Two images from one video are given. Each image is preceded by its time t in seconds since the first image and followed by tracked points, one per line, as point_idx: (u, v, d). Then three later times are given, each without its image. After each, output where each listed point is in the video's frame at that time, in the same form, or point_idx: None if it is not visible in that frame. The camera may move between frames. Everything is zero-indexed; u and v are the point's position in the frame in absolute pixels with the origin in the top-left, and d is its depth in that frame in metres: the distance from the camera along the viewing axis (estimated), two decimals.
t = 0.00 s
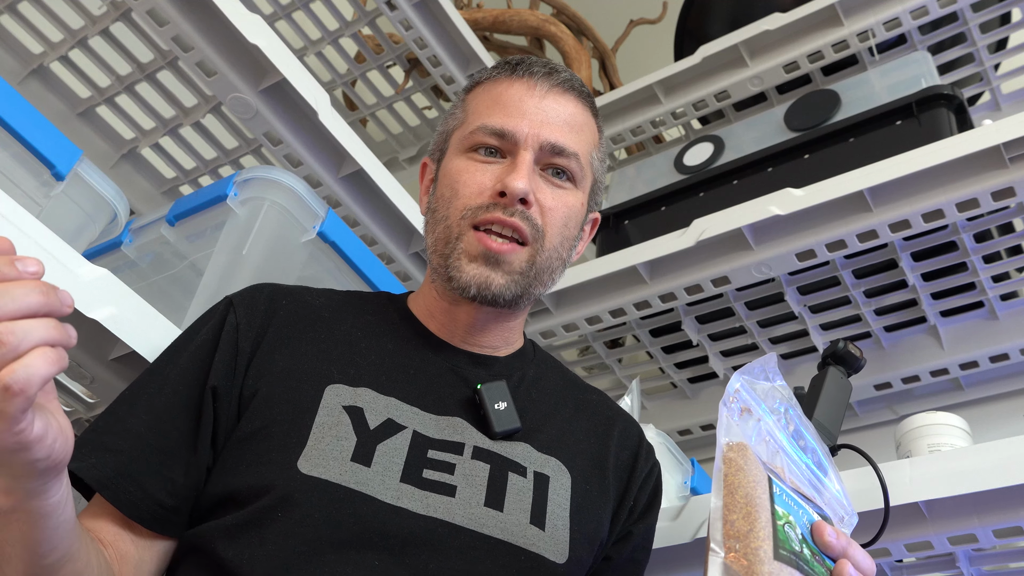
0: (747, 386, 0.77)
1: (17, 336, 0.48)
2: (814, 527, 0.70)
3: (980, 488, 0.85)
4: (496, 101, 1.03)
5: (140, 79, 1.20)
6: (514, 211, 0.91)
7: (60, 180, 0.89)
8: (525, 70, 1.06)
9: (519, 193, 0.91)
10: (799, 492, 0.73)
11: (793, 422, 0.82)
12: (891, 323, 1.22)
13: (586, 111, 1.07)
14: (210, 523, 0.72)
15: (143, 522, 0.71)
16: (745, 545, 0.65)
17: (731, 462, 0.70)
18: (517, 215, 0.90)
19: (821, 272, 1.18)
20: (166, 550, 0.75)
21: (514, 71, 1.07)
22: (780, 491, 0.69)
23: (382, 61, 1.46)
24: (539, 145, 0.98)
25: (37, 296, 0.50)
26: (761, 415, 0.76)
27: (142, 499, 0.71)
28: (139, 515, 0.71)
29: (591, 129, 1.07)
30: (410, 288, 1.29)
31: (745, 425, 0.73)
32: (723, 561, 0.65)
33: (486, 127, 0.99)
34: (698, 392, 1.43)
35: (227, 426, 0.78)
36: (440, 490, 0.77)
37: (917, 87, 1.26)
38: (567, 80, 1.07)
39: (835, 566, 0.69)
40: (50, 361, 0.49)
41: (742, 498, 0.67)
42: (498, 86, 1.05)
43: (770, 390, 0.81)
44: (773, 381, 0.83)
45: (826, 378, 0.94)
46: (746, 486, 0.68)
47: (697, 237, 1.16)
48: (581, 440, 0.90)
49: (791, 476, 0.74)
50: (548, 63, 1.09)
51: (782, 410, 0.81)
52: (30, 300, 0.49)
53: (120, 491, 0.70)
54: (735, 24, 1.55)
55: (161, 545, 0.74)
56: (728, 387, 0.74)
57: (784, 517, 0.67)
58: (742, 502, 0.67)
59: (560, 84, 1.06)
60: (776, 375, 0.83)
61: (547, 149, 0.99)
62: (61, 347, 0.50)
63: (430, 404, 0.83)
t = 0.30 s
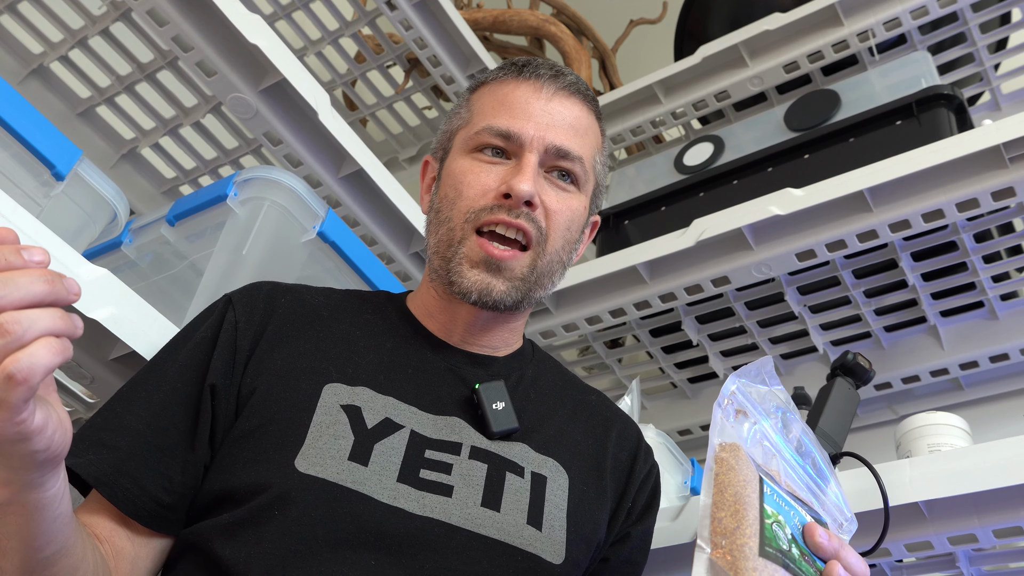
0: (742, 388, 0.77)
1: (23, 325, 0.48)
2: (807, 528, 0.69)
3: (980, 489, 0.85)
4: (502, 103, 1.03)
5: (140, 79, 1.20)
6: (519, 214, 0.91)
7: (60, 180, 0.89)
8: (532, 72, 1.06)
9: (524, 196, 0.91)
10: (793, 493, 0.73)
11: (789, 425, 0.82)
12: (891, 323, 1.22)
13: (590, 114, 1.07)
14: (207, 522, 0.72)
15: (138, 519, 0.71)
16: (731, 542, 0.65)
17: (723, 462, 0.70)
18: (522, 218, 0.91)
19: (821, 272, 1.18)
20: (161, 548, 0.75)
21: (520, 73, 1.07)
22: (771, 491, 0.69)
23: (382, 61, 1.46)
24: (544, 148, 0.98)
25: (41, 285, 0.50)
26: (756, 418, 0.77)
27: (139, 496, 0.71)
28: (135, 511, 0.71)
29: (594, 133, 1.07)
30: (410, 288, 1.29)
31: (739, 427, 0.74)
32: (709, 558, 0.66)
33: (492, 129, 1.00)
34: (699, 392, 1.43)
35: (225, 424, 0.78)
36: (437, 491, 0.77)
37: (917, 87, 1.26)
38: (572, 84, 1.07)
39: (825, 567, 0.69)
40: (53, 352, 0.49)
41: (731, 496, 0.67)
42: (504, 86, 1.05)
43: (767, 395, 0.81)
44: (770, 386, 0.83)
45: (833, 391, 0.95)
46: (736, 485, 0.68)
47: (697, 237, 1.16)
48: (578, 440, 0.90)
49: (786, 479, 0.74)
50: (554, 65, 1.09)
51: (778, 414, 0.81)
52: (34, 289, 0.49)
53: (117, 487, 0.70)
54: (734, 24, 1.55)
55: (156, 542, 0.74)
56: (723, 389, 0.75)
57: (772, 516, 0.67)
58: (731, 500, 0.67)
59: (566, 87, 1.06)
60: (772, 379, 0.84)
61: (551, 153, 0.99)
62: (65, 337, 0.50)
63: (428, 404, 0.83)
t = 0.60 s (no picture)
0: (745, 383, 0.77)
1: (36, 323, 0.47)
2: (808, 518, 0.70)
3: (980, 489, 0.85)
4: (511, 106, 1.03)
5: (140, 79, 1.20)
6: (527, 217, 0.91)
7: (60, 180, 0.89)
8: (541, 76, 1.06)
9: (532, 200, 0.91)
10: (797, 487, 0.73)
11: (792, 419, 0.82)
12: (891, 323, 1.22)
13: (597, 120, 1.07)
14: (211, 523, 0.72)
15: (142, 520, 0.71)
16: (733, 528, 0.65)
17: (725, 452, 0.70)
18: (530, 221, 0.91)
19: (821, 272, 1.18)
20: (164, 549, 0.74)
21: (529, 76, 1.07)
22: (774, 481, 0.69)
23: (381, 61, 1.46)
24: (552, 153, 0.99)
25: (56, 282, 0.48)
26: (760, 412, 0.77)
27: (143, 497, 0.71)
28: (138, 512, 0.71)
29: (601, 139, 1.07)
30: (410, 288, 1.29)
31: (742, 420, 0.74)
32: (712, 544, 0.66)
33: (501, 132, 1.00)
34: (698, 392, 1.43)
35: (228, 426, 0.78)
36: (440, 493, 0.77)
37: (917, 87, 1.26)
38: (581, 89, 1.08)
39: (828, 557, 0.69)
40: (67, 350, 0.48)
41: (733, 484, 0.67)
42: (513, 89, 1.05)
43: (771, 389, 0.82)
44: (774, 380, 0.83)
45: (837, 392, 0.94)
46: (739, 473, 0.68)
47: (696, 237, 1.16)
48: (579, 440, 0.90)
49: (790, 472, 0.74)
50: (563, 70, 1.09)
51: (781, 408, 0.81)
52: (49, 286, 0.48)
53: (121, 488, 0.70)
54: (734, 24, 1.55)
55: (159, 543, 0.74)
56: (726, 382, 0.75)
57: (775, 504, 0.67)
58: (732, 488, 0.67)
59: (575, 92, 1.07)
60: (775, 373, 0.84)
61: (559, 157, 0.99)
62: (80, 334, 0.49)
63: (430, 406, 0.83)
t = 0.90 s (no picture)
0: (753, 381, 0.77)
1: (66, 314, 0.48)
2: (813, 514, 0.69)
3: (980, 489, 0.85)
4: (531, 111, 1.04)
5: (140, 79, 1.20)
6: (549, 224, 0.91)
7: (60, 180, 0.89)
8: (561, 83, 1.07)
9: (554, 207, 0.92)
10: (804, 485, 0.73)
11: (796, 417, 0.82)
12: (891, 323, 1.22)
13: (609, 131, 1.09)
14: (218, 523, 0.72)
15: (148, 520, 0.71)
16: (737, 523, 0.65)
17: (730, 448, 0.70)
18: (550, 229, 0.91)
19: (821, 272, 1.18)
20: (170, 549, 0.74)
21: (550, 82, 1.08)
22: (779, 477, 0.69)
23: (381, 61, 1.46)
24: (571, 161, 1.00)
25: (84, 271, 0.48)
26: (766, 410, 0.77)
27: (149, 497, 0.71)
28: (145, 512, 0.70)
29: (611, 150, 1.09)
30: (410, 288, 1.29)
31: (749, 418, 0.74)
32: (715, 539, 0.66)
33: (522, 136, 1.00)
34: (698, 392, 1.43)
35: (234, 427, 0.78)
36: (446, 493, 0.76)
37: (917, 87, 1.26)
38: (597, 99, 1.09)
39: (831, 553, 0.69)
40: (95, 340, 0.49)
41: (737, 479, 0.67)
42: (532, 94, 1.06)
43: (776, 387, 0.81)
44: (779, 377, 0.83)
45: (846, 394, 0.95)
46: (743, 469, 0.68)
47: (697, 237, 1.16)
48: (583, 440, 0.90)
49: (795, 469, 0.74)
50: (580, 79, 1.10)
51: (787, 406, 0.81)
52: (77, 276, 0.48)
53: (127, 488, 0.69)
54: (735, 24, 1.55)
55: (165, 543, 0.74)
56: (733, 378, 0.75)
57: (779, 499, 0.67)
58: (737, 483, 0.67)
59: (592, 102, 1.08)
60: (780, 372, 0.84)
61: (577, 166, 1.01)
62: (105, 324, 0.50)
63: (435, 407, 0.83)
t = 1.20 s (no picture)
0: (754, 383, 0.77)
1: (115, 308, 0.45)
2: (820, 518, 0.69)
3: (981, 489, 0.85)
4: (561, 122, 1.05)
5: (140, 79, 1.20)
6: (579, 234, 0.92)
7: (60, 180, 0.89)
8: (590, 99, 1.09)
9: (586, 218, 0.93)
10: (808, 487, 0.73)
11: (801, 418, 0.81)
12: (891, 323, 1.22)
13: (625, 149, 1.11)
14: (225, 523, 0.72)
15: (153, 520, 0.70)
16: (743, 532, 0.65)
17: (734, 454, 0.70)
18: (580, 239, 0.92)
19: (821, 272, 1.18)
20: (174, 549, 0.74)
21: (579, 96, 1.09)
22: (784, 481, 0.69)
23: (382, 61, 1.45)
24: (597, 175, 1.01)
25: (138, 262, 0.46)
26: (769, 412, 0.77)
27: (154, 497, 0.70)
28: (150, 512, 0.70)
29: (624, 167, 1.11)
30: (410, 288, 1.29)
31: (751, 421, 0.74)
32: (722, 548, 0.66)
33: (554, 145, 1.01)
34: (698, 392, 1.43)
35: (239, 426, 0.78)
36: (451, 492, 0.76)
37: (917, 87, 1.26)
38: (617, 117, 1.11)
39: (839, 557, 0.69)
40: (142, 337, 0.46)
41: (743, 487, 0.67)
42: (561, 105, 1.07)
43: (778, 388, 0.81)
44: (780, 379, 0.83)
45: (848, 389, 0.95)
46: (748, 475, 0.68)
47: (697, 237, 1.16)
48: (585, 441, 0.90)
49: (799, 471, 0.74)
50: (605, 97, 1.12)
51: (790, 408, 0.81)
52: (130, 268, 0.46)
53: (133, 487, 0.69)
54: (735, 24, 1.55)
55: (169, 543, 0.74)
56: (734, 383, 0.75)
57: (785, 506, 0.67)
58: (742, 491, 0.67)
59: (614, 120, 1.10)
60: (784, 374, 0.84)
61: (600, 180, 1.02)
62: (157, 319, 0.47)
63: (439, 406, 0.83)
